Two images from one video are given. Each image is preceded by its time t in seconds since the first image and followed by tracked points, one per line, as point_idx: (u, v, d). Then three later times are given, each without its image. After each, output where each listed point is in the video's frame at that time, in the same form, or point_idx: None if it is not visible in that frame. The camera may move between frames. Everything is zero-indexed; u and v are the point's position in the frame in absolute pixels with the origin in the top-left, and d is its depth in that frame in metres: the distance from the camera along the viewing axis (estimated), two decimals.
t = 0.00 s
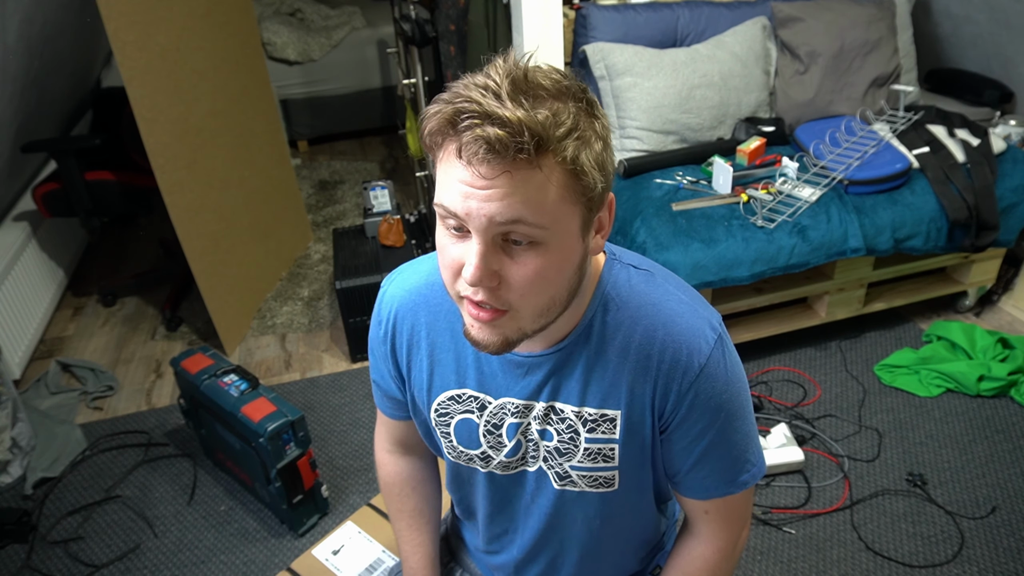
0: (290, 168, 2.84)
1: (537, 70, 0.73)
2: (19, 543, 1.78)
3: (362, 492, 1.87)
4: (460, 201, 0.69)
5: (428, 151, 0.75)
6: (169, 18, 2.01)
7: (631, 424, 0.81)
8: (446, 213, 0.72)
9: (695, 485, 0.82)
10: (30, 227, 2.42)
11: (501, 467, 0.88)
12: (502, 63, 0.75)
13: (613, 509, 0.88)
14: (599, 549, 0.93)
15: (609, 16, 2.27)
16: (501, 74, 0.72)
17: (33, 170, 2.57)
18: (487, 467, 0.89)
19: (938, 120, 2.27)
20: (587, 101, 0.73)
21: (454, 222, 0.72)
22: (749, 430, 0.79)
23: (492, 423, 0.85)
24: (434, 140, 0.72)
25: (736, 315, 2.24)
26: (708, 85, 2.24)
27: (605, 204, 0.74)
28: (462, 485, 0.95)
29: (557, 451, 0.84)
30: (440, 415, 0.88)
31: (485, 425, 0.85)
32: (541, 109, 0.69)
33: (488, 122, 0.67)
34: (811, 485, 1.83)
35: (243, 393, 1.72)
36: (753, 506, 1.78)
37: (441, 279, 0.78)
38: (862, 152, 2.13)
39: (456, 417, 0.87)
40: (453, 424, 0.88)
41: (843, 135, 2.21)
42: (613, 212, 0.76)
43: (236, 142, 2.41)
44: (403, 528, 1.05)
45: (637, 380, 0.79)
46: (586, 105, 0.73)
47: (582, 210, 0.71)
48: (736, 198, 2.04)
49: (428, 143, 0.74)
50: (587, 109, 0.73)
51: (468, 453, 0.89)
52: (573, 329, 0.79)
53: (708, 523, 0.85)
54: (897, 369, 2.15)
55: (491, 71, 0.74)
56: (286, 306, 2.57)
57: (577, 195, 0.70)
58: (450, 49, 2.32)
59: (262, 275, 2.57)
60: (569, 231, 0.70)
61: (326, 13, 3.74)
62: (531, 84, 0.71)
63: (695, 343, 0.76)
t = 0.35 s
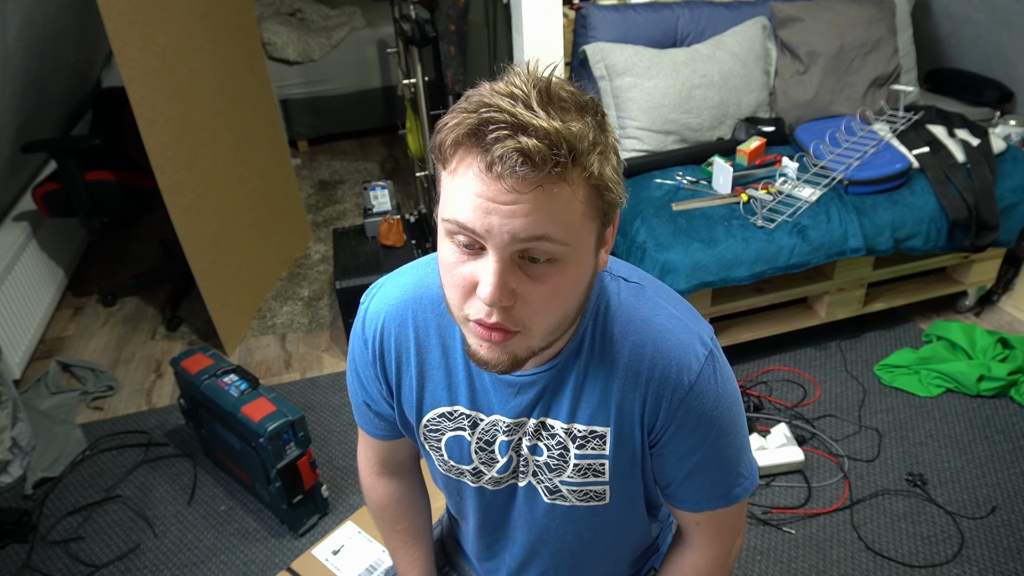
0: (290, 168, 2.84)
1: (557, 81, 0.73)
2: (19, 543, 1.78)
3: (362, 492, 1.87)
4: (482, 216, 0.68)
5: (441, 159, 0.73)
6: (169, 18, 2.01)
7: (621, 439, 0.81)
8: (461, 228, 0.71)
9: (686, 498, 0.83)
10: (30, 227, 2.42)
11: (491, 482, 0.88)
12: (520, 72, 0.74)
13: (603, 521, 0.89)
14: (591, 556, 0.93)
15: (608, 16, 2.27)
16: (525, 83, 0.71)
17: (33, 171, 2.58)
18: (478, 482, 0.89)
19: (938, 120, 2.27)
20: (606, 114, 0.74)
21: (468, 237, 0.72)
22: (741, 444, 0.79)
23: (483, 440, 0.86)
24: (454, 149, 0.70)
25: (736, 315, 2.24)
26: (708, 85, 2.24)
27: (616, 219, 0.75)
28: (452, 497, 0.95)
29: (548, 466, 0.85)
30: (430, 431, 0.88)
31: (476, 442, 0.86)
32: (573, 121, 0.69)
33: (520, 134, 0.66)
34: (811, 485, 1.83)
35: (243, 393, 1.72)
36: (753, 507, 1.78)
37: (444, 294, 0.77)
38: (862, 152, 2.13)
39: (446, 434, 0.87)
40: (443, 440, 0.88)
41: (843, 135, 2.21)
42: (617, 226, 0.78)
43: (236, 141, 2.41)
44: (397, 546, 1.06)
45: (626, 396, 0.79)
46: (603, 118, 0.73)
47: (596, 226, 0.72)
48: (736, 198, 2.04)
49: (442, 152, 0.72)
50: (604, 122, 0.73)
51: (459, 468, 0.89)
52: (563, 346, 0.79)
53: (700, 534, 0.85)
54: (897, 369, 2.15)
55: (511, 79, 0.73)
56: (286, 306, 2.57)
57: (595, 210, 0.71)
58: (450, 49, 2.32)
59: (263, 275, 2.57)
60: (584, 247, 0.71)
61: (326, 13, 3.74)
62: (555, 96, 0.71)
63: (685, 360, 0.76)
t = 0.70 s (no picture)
0: (290, 168, 2.84)
1: (557, 79, 0.72)
2: (19, 543, 1.78)
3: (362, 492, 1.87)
4: (495, 219, 0.67)
5: (446, 162, 0.72)
6: (169, 18, 2.01)
7: (624, 439, 0.81)
8: (473, 231, 0.70)
9: (689, 499, 0.82)
10: (30, 227, 2.42)
11: (495, 482, 0.88)
12: (519, 73, 0.74)
13: (606, 522, 0.89)
14: (593, 557, 0.94)
15: (608, 16, 2.27)
16: (527, 83, 0.71)
17: (33, 171, 2.58)
18: (482, 483, 0.89)
19: (938, 120, 2.27)
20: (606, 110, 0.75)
21: (478, 240, 0.71)
22: (744, 445, 0.79)
23: (487, 441, 0.85)
24: (461, 151, 0.69)
25: (736, 315, 2.24)
26: (708, 85, 2.24)
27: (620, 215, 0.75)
28: (455, 497, 0.95)
29: (552, 466, 0.85)
30: (433, 431, 0.88)
31: (480, 443, 0.86)
32: (580, 118, 0.69)
33: (531, 133, 0.66)
34: (811, 485, 1.83)
35: (243, 393, 1.72)
36: (753, 507, 1.78)
37: (454, 299, 0.76)
38: (862, 151, 2.13)
39: (450, 435, 0.87)
40: (447, 440, 0.88)
41: (843, 135, 2.21)
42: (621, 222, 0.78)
43: (236, 141, 2.41)
44: (397, 547, 1.06)
45: (631, 397, 0.79)
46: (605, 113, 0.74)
47: (605, 222, 0.72)
48: (736, 198, 2.04)
49: (448, 156, 0.71)
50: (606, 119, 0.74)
51: (463, 469, 0.89)
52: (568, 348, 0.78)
53: (702, 534, 0.85)
54: (897, 369, 2.15)
55: (511, 80, 0.72)
56: (286, 306, 2.57)
57: (604, 206, 0.71)
58: (450, 49, 2.32)
59: (263, 275, 2.57)
60: (595, 244, 0.71)
61: (326, 13, 3.74)
62: (558, 94, 0.71)
63: (689, 361, 0.76)
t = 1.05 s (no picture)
0: (290, 168, 2.84)
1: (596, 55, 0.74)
2: (19, 543, 1.78)
3: (362, 492, 1.87)
4: (557, 185, 0.68)
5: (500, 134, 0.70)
6: (169, 18, 2.01)
7: (639, 420, 0.81)
8: (529, 200, 0.70)
9: (696, 482, 0.83)
10: (30, 227, 2.42)
11: (506, 468, 0.87)
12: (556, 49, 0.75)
13: (613, 508, 0.88)
14: (596, 548, 0.93)
15: (608, 16, 2.27)
16: (574, 55, 0.72)
17: (33, 170, 2.58)
18: (492, 469, 0.88)
19: (938, 120, 2.27)
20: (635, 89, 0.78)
21: (533, 209, 0.71)
22: (747, 427, 0.80)
23: (499, 425, 0.84)
24: (519, 121, 0.68)
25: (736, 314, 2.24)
26: (708, 85, 2.24)
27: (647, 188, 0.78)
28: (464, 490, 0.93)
29: (564, 449, 0.84)
30: (443, 418, 0.87)
31: (492, 427, 0.84)
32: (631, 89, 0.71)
33: (594, 100, 0.67)
34: (811, 485, 1.83)
35: (243, 393, 1.72)
36: (753, 507, 1.78)
37: (499, 274, 0.75)
38: (862, 151, 2.13)
39: (461, 420, 0.86)
40: (457, 426, 0.86)
41: (843, 135, 2.21)
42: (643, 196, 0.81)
43: (236, 141, 2.41)
44: (398, 544, 1.05)
45: (646, 374, 0.79)
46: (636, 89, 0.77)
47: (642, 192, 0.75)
48: (736, 198, 2.04)
49: (501, 127, 0.70)
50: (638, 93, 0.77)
51: (472, 455, 0.88)
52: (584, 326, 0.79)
53: (704, 520, 0.86)
54: (897, 369, 2.15)
55: (553, 54, 0.73)
56: (286, 306, 2.57)
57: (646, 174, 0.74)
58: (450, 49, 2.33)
59: (263, 275, 2.57)
60: (638, 211, 0.73)
61: (326, 13, 3.74)
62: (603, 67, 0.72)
63: (703, 338, 0.77)
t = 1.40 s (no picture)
0: (290, 168, 2.84)
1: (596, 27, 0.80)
2: (19, 543, 1.78)
3: (362, 492, 1.88)
4: (564, 127, 0.71)
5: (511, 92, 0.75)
6: (169, 18, 2.00)
7: (645, 394, 0.81)
8: (540, 144, 0.72)
9: (700, 458, 0.83)
10: (30, 227, 2.42)
11: (512, 442, 0.86)
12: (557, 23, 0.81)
13: (617, 487, 0.87)
14: (601, 534, 0.90)
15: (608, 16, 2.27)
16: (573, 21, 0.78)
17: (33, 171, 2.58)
18: (498, 443, 0.86)
19: (938, 120, 2.27)
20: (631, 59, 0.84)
21: (543, 154, 0.73)
22: (747, 403, 0.82)
23: (506, 396, 0.83)
24: (528, 72, 0.72)
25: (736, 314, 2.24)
26: (708, 85, 2.24)
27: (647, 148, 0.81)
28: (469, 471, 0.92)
29: (572, 422, 0.83)
30: (452, 391, 0.86)
31: (499, 398, 0.84)
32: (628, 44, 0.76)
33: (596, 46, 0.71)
34: (811, 485, 1.83)
35: (243, 393, 1.72)
36: (753, 507, 1.78)
37: (509, 225, 0.76)
38: (862, 151, 2.13)
39: (469, 392, 0.85)
40: (467, 399, 0.85)
41: (843, 135, 2.21)
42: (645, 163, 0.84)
43: (236, 140, 2.41)
44: (403, 532, 1.05)
45: (653, 349, 0.79)
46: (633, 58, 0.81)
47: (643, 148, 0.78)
48: (736, 198, 2.04)
49: (513, 82, 0.74)
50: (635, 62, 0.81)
51: (480, 429, 0.86)
52: (589, 300, 0.80)
53: (710, 500, 0.86)
54: (897, 369, 2.15)
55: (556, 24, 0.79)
56: (286, 306, 2.57)
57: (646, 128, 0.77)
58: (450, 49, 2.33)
59: (263, 275, 2.57)
60: (639, 162, 0.76)
61: (326, 13, 3.74)
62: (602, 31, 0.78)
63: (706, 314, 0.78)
